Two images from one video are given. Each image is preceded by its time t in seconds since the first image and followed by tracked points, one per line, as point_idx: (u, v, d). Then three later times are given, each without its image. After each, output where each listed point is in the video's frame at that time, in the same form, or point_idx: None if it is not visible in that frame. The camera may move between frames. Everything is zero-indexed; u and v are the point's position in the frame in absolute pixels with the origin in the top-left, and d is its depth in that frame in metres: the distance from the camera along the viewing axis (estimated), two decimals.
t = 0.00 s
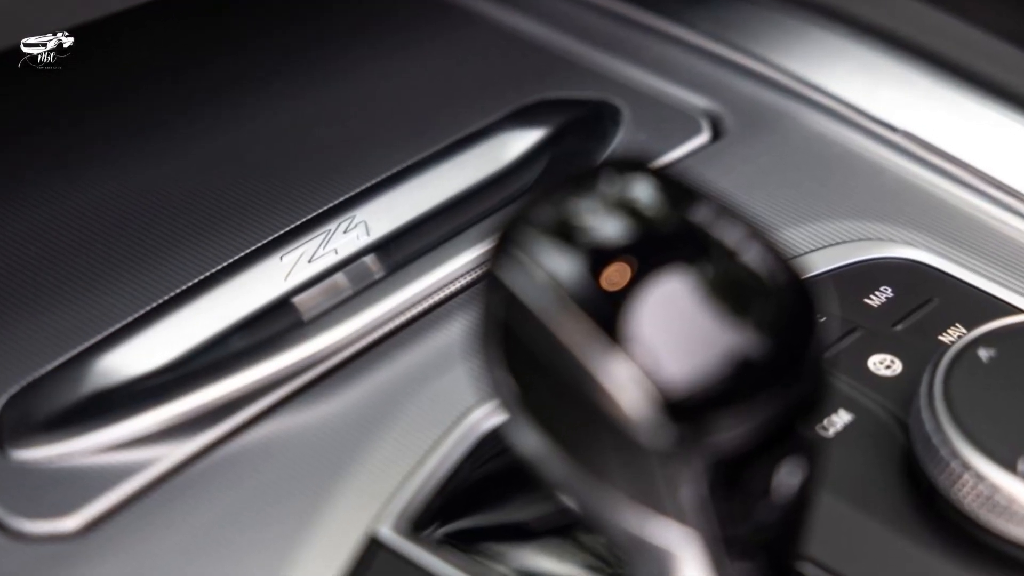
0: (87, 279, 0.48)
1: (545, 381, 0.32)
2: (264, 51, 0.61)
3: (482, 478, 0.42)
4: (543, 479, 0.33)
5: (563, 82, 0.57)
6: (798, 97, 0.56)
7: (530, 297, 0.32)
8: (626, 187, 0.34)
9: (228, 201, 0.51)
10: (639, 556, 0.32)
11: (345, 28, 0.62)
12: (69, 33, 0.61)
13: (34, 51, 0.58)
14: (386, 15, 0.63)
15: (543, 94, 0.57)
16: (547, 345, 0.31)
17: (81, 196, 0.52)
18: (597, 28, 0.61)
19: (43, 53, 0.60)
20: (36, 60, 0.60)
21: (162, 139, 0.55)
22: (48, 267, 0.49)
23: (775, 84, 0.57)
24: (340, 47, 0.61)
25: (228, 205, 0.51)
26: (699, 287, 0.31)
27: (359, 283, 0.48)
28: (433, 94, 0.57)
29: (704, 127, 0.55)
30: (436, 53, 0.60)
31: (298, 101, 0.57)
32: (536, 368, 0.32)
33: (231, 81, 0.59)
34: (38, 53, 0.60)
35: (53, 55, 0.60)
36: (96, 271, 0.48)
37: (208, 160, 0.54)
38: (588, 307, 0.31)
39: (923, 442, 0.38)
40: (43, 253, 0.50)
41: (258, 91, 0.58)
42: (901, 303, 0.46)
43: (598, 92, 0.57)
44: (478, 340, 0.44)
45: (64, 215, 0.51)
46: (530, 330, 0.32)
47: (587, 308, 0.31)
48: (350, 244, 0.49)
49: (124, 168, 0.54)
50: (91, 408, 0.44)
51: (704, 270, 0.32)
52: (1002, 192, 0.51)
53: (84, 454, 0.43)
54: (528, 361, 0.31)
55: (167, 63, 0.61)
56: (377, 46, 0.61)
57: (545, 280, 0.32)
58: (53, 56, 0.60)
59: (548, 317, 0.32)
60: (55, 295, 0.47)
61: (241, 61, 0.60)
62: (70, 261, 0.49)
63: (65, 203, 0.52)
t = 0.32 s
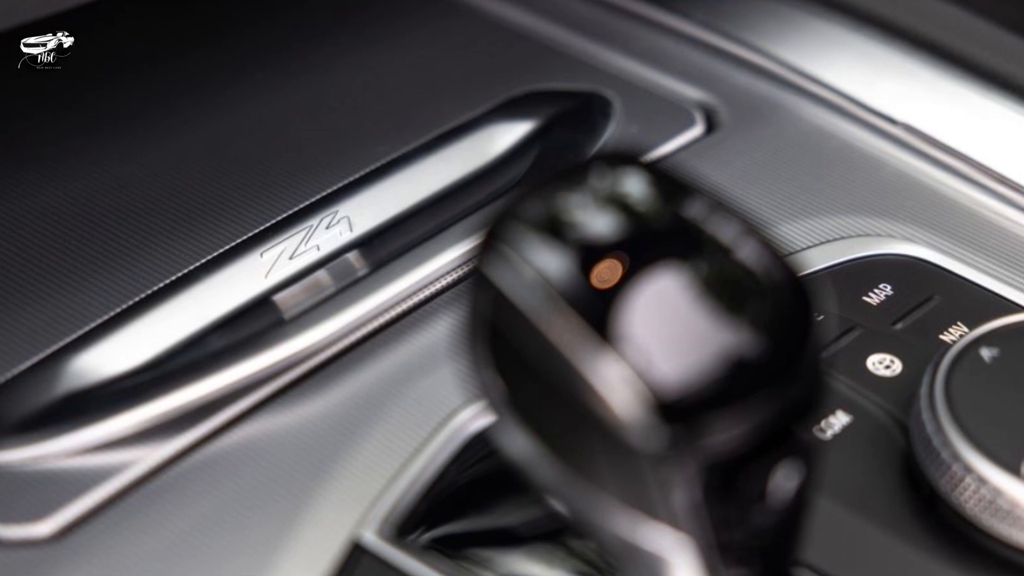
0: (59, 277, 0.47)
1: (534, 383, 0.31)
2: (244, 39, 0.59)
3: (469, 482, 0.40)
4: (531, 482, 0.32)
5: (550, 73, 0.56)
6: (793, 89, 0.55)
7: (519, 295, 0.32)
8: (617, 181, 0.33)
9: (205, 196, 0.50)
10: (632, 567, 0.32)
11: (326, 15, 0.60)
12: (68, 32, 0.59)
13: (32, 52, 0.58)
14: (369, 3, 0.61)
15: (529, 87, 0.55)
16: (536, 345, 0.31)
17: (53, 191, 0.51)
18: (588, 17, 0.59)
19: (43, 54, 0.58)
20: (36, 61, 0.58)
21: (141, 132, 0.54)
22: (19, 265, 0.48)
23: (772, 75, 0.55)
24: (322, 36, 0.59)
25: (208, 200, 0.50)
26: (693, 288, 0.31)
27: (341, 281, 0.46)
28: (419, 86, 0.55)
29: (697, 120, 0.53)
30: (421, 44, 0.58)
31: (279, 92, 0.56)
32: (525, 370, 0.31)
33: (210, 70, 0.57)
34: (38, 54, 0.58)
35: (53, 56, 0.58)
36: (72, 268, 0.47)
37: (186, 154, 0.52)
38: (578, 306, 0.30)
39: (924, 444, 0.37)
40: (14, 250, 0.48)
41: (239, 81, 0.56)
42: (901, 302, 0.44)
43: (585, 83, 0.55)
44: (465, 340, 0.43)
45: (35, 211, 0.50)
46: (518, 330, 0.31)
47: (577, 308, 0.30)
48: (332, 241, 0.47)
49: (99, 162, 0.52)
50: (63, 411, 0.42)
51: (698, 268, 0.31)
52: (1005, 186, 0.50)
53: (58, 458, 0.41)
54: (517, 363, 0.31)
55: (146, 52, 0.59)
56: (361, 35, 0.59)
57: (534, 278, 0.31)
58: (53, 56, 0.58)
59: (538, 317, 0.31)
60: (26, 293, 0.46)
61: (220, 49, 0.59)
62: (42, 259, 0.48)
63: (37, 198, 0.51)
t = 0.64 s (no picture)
0: (33, 275, 0.45)
1: (523, 385, 0.30)
2: (225, 30, 0.58)
3: (455, 486, 0.39)
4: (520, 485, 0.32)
5: (539, 65, 0.55)
6: (790, 80, 0.53)
7: (506, 293, 0.31)
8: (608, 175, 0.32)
9: (183, 190, 0.49)
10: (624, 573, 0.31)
11: (308, 4, 0.59)
12: (68, 32, 0.58)
13: (32, 52, 0.56)
14: None
15: (519, 77, 0.54)
16: (523, 345, 0.30)
17: (29, 186, 0.50)
18: (579, 6, 0.58)
19: (43, 54, 0.56)
20: (35, 60, 0.56)
21: (120, 124, 0.52)
22: None
23: (768, 66, 0.54)
24: (303, 25, 0.58)
25: (188, 194, 0.48)
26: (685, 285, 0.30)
27: (323, 278, 0.45)
28: (404, 77, 0.54)
29: (691, 112, 0.52)
30: (406, 35, 0.57)
31: (260, 84, 0.54)
32: (512, 370, 0.30)
33: (191, 62, 0.56)
34: (38, 54, 0.56)
35: (53, 56, 0.56)
36: (47, 266, 0.46)
37: (163, 148, 0.51)
38: (566, 303, 0.29)
39: (924, 447, 0.36)
40: None
41: (219, 73, 0.55)
42: (900, 300, 0.43)
43: (576, 74, 0.54)
44: (450, 339, 0.42)
45: (10, 206, 0.49)
46: (506, 329, 0.30)
47: (565, 304, 0.29)
48: (312, 237, 0.46)
49: (74, 156, 0.51)
50: (36, 412, 0.41)
51: (691, 265, 0.30)
52: (1007, 181, 0.49)
53: (30, 461, 0.40)
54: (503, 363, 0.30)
55: (126, 44, 0.58)
56: (344, 25, 0.57)
57: (521, 275, 0.30)
58: (52, 55, 0.56)
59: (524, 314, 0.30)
60: None
61: (201, 41, 0.57)
62: (16, 256, 0.46)
63: (12, 193, 0.49)
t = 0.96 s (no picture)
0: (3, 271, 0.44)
1: (507, 384, 0.32)
2: (202, 17, 0.56)
3: (440, 490, 0.37)
4: (508, 490, 0.33)
5: (527, 54, 0.53)
6: (785, 70, 0.52)
7: (492, 290, 0.32)
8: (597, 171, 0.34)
9: (160, 185, 0.47)
10: None
11: None
12: (69, 32, 0.56)
13: (31, 52, 0.54)
14: None
15: (506, 67, 0.52)
16: (511, 342, 0.31)
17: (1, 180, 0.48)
18: None
19: (43, 53, 0.54)
20: (36, 60, 0.54)
21: (96, 115, 0.51)
22: None
23: (765, 56, 0.53)
24: (282, 13, 0.56)
25: (166, 188, 0.47)
26: (678, 282, 0.31)
27: (303, 275, 0.43)
28: (388, 67, 0.53)
29: (683, 104, 0.51)
30: (389, 23, 0.55)
31: (237, 74, 0.53)
32: (499, 368, 0.32)
33: (168, 51, 0.54)
34: (38, 54, 0.54)
35: (53, 55, 0.54)
36: (18, 262, 0.44)
37: (139, 141, 0.50)
38: (555, 301, 0.31)
39: (925, 449, 0.34)
40: None
41: (195, 62, 0.53)
42: (900, 298, 0.42)
43: (565, 63, 0.53)
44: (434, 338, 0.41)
45: None
46: (492, 328, 0.32)
47: (554, 302, 0.31)
48: (292, 232, 0.45)
49: (48, 149, 0.49)
50: (9, 414, 0.40)
51: (684, 261, 0.31)
52: (1010, 174, 0.47)
53: None
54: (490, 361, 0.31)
55: (102, 33, 0.56)
56: (325, 13, 0.56)
57: (509, 272, 0.32)
58: (53, 56, 0.54)
59: (513, 312, 0.31)
60: None
61: (177, 29, 0.56)
62: None
63: None
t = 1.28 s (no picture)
0: None
1: (494, 383, 0.30)
2: (178, 5, 0.55)
3: (424, 495, 0.36)
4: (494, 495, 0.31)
5: (515, 44, 0.52)
6: (782, 60, 0.51)
7: (477, 287, 0.31)
8: (586, 165, 0.33)
9: (136, 178, 0.46)
10: None
11: None
12: (70, 32, 0.54)
13: (31, 52, 0.52)
14: None
15: (492, 56, 0.51)
16: (496, 341, 0.30)
17: None
18: None
19: (43, 53, 0.52)
20: (36, 61, 0.52)
21: (70, 106, 0.49)
22: None
23: (761, 46, 0.51)
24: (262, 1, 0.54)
25: (141, 180, 0.46)
26: (670, 279, 0.30)
27: (282, 272, 0.42)
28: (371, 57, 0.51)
29: (675, 95, 0.49)
30: (372, 12, 0.54)
31: (215, 65, 0.51)
32: (485, 368, 0.31)
33: (144, 41, 0.53)
34: (38, 54, 0.52)
35: (53, 55, 0.52)
36: None
37: (114, 134, 0.48)
38: (543, 299, 0.30)
39: (925, 452, 0.33)
40: None
41: (171, 53, 0.52)
42: (900, 296, 0.41)
43: (553, 54, 0.51)
44: (418, 336, 0.39)
45: None
46: (478, 327, 0.31)
47: (542, 300, 0.30)
48: (270, 228, 0.43)
49: (20, 141, 0.48)
50: None
51: (676, 257, 0.30)
52: (1014, 167, 0.46)
53: None
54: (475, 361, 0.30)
55: (73, 20, 0.54)
56: (306, 1, 0.54)
57: (495, 269, 0.31)
58: (53, 56, 0.52)
59: (499, 310, 0.31)
60: None
61: (153, 18, 0.54)
62: None
63: None
